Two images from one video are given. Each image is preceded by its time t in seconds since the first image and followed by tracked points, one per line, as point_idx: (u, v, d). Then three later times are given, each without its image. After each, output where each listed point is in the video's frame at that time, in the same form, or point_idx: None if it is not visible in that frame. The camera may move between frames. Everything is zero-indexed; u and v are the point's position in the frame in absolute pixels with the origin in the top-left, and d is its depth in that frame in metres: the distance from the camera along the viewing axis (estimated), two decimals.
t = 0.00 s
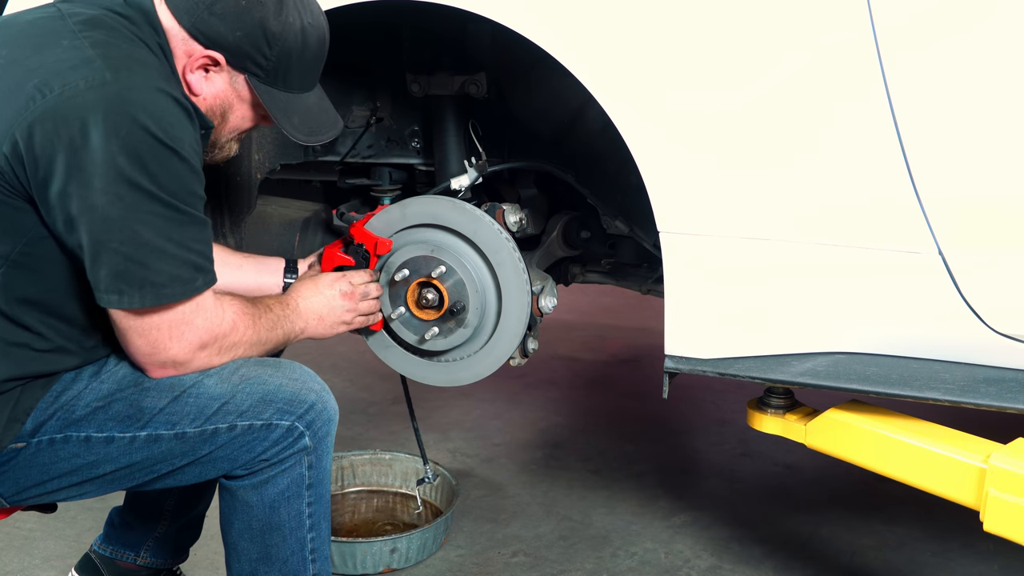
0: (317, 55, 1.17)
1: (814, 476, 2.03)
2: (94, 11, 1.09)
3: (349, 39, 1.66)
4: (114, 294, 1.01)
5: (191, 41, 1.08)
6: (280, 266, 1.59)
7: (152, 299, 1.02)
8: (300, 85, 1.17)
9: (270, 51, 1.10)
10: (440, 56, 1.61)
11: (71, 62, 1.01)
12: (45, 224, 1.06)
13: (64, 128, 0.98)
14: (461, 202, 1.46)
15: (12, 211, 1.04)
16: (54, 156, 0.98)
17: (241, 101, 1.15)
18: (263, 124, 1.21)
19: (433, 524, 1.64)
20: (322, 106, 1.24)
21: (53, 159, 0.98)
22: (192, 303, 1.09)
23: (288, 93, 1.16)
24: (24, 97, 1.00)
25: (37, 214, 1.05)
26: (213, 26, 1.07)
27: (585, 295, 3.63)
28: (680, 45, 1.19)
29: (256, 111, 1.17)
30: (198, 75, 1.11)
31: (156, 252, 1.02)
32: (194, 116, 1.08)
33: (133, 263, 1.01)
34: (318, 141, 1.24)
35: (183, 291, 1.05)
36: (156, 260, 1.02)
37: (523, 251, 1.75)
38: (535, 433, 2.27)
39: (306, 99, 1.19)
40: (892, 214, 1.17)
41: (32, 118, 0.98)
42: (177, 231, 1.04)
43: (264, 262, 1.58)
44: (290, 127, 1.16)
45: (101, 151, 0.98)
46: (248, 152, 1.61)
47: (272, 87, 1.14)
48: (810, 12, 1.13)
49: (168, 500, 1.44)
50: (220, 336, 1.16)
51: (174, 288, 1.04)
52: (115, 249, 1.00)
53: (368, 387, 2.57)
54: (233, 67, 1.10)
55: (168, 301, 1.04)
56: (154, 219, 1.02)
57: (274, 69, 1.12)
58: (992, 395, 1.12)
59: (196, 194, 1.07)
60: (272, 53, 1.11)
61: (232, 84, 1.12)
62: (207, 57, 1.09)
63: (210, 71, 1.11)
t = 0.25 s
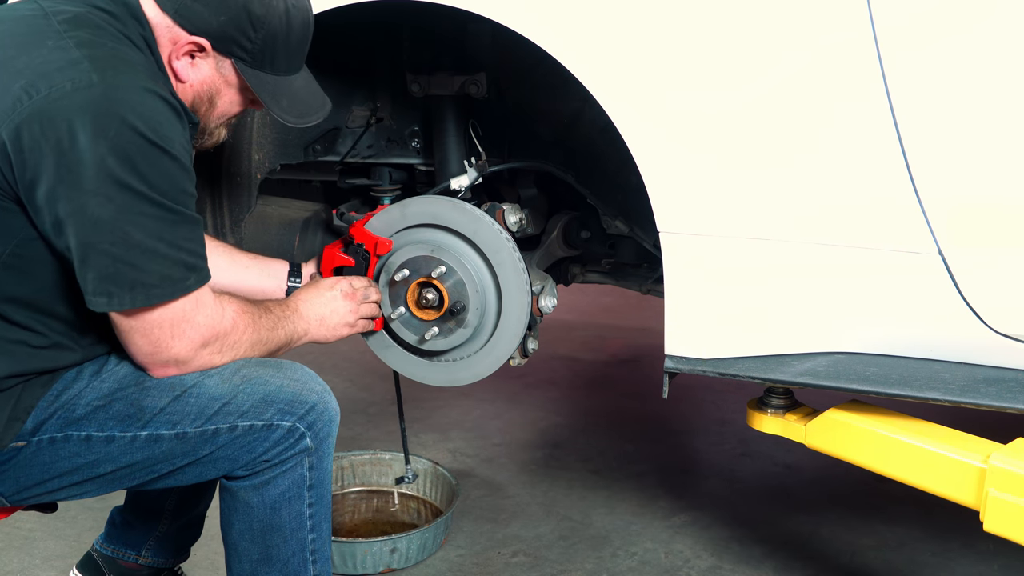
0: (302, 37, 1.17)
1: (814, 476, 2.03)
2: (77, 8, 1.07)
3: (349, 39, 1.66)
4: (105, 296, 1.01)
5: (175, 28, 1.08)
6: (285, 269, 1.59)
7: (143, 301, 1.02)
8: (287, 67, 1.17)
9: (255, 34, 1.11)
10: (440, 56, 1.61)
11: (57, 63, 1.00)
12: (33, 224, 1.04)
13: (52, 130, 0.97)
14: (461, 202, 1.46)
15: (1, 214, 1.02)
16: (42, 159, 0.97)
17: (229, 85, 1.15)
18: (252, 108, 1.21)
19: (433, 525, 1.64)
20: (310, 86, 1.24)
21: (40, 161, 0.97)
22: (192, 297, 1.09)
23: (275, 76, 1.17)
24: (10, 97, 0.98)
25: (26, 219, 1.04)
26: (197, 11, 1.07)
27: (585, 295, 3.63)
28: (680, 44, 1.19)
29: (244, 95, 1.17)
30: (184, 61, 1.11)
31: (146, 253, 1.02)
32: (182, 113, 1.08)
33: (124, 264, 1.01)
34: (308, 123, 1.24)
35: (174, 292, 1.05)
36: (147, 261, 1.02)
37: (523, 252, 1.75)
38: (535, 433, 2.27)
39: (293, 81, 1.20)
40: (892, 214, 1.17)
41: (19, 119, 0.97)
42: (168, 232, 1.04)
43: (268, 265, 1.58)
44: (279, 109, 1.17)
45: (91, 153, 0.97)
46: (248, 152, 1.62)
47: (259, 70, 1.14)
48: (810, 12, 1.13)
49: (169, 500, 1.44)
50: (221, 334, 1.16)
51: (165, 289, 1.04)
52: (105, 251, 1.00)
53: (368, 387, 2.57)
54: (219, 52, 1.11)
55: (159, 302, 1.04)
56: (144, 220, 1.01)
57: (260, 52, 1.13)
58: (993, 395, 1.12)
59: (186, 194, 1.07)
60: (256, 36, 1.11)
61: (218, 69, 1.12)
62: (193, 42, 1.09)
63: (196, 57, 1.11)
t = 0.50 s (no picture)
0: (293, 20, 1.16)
1: (814, 476, 2.03)
2: (69, 6, 1.07)
3: (349, 38, 1.66)
4: (103, 292, 1.00)
5: (166, 17, 1.08)
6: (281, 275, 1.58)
7: (142, 296, 1.02)
8: (279, 52, 1.17)
9: (247, 19, 1.10)
10: (441, 56, 1.60)
11: (55, 59, 1.00)
12: (32, 220, 1.04)
13: (52, 125, 0.97)
14: (461, 202, 1.46)
15: None
16: (41, 155, 0.97)
17: (222, 72, 1.15)
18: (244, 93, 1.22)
19: (433, 524, 1.64)
20: (300, 71, 1.24)
21: (39, 156, 0.97)
22: (193, 292, 1.09)
23: (268, 61, 1.16)
24: (7, 94, 0.98)
25: (25, 215, 1.04)
26: None
27: (585, 295, 3.63)
28: (680, 44, 1.19)
29: (238, 80, 1.18)
30: (176, 51, 1.11)
31: (146, 249, 1.02)
32: (179, 110, 1.09)
33: (123, 259, 1.01)
34: (300, 106, 1.25)
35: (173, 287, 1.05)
36: (146, 257, 1.02)
37: (523, 252, 1.75)
38: (535, 433, 2.27)
39: (285, 65, 1.20)
40: (892, 214, 1.17)
41: (18, 115, 0.97)
42: (168, 228, 1.04)
43: (265, 267, 1.58)
44: (272, 95, 1.16)
45: (91, 148, 0.98)
46: (247, 153, 1.61)
47: (252, 55, 1.14)
48: (810, 12, 1.13)
49: (166, 500, 1.44)
50: (222, 331, 1.16)
51: (163, 284, 1.04)
52: (104, 246, 1.00)
53: (368, 387, 2.57)
54: (211, 39, 1.11)
55: (159, 297, 1.04)
56: (143, 215, 1.02)
57: (253, 37, 1.12)
58: (993, 395, 1.12)
59: (185, 190, 1.07)
60: (249, 21, 1.11)
61: (210, 57, 1.13)
62: (186, 31, 1.09)
63: (188, 46, 1.11)
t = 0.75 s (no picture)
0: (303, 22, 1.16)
1: (814, 476, 2.03)
2: (85, 9, 1.08)
3: (349, 38, 1.66)
4: (107, 289, 1.00)
5: (177, 21, 1.08)
6: (284, 271, 1.58)
7: (147, 293, 1.02)
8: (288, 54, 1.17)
9: (257, 21, 1.10)
10: (441, 56, 1.60)
11: (66, 58, 1.01)
12: (38, 216, 1.04)
13: (61, 121, 0.97)
14: (462, 202, 1.46)
15: (7, 204, 1.01)
16: (50, 150, 0.97)
17: (233, 75, 1.15)
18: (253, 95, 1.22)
19: (432, 524, 1.64)
20: (308, 73, 1.24)
21: (48, 151, 0.97)
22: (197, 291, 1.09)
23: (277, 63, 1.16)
24: (18, 90, 0.98)
25: (32, 213, 1.03)
26: None
27: (585, 295, 3.63)
28: (680, 44, 1.19)
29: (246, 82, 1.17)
30: (188, 53, 1.11)
31: (152, 246, 1.02)
32: (189, 113, 1.09)
33: (129, 256, 1.01)
34: (309, 107, 1.25)
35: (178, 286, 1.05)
36: (152, 255, 1.02)
37: (523, 252, 1.75)
38: (535, 433, 2.27)
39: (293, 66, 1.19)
40: (892, 214, 1.17)
41: (28, 110, 0.97)
42: (173, 226, 1.04)
43: (266, 266, 1.58)
44: (282, 95, 1.16)
45: (99, 144, 0.98)
46: (248, 153, 1.62)
47: (262, 57, 1.14)
48: (810, 12, 1.13)
49: (168, 500, 1.44)
50: (227, 330, 1.16)
51: (168, 282, 1.04)
52: (111, 243, 0.99)
53: (368, 387, 2.57)
54: (222, 42, 1.10)
55: (163, 294, 1.04)
56: (150, 213, 1.02)
57: (262, 40, 1.12)
58: (993, 395, 1.12)
59: (191, 190, 1.07)
60: (259, 23, 1.10)
61: (221, 60, 1.12)
62: (198, 34, 1.09)
63: (200, 48, 1.11)
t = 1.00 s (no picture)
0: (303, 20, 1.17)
1: (814, 476, 2.03)
2: (90, 7, 1.08)
3: (349, 38, 1.66)
4: (107, 286, 0.99)
5: (181, 20, 1.09)
6: (286, 268, 1.59)
7: (148, 291, 1.02)
8: (290, 51, 1.17)
9: (261, 20, 1.11)
10: (441, 56, 1.60)
11: (70, 57, 1.01)
12: (42, 212, 1.04)
13: (64, 118, 0.97)
14: (462, 202, 1.46)
15: (9, 199, 1.02)
16: (53, 147, 0.97)
17: (235, 74, 1.15)
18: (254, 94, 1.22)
19: (433, 525, 1.64)
20: (310, 71, 1.25)
21: (50, 148, 0.97)
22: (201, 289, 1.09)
23: (280, 61, 1.16)
24: (21, 87, 0.99)
25: (37, 211, 1.04)
26: None
27: (585, 295, 3.63)
28: (680, 44, 1.19)
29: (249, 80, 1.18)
30: (192, 53, 1.11)
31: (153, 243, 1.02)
32: (190, 112, 1.10)
33: (131, 254, 1.00)
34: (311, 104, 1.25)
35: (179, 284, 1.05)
36: (153, 252, 1.02)
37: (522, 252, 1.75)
38: (535, 433, 2.27)
39: (296, 64, 1.20)
40: (892, 214, 1.17)
41: (31, 107, 0.97)
42: (174, 224, 1.04)
43: (267, 263, 1.58)
44: (286, 93, 1.16)
45: (102, 141, 0.98)
46: (248, 153, 1.61)
47: (265, 55, 1.14)
48: (810, 12, 1.13)
49: (173, 501, 1.43)
50: (231, 329, 1.16)
51: (168, 281, 1.04)
52: (112, 240, 0.99)
53: (368, 387, 2.57)
54: (226, 40, 1.11)
55: (164, 292, 1.04)
56: (151, 211, 1.02)
57: (266, 38, 1.13)
58: (993, 395, 1.12)
59: (191, 190, 1.07)
60: (262, 22, 1.11)
61: (224, 58, 1.13)
62: (202, 33, 1.09)
63: (203, 48, 1.12)
